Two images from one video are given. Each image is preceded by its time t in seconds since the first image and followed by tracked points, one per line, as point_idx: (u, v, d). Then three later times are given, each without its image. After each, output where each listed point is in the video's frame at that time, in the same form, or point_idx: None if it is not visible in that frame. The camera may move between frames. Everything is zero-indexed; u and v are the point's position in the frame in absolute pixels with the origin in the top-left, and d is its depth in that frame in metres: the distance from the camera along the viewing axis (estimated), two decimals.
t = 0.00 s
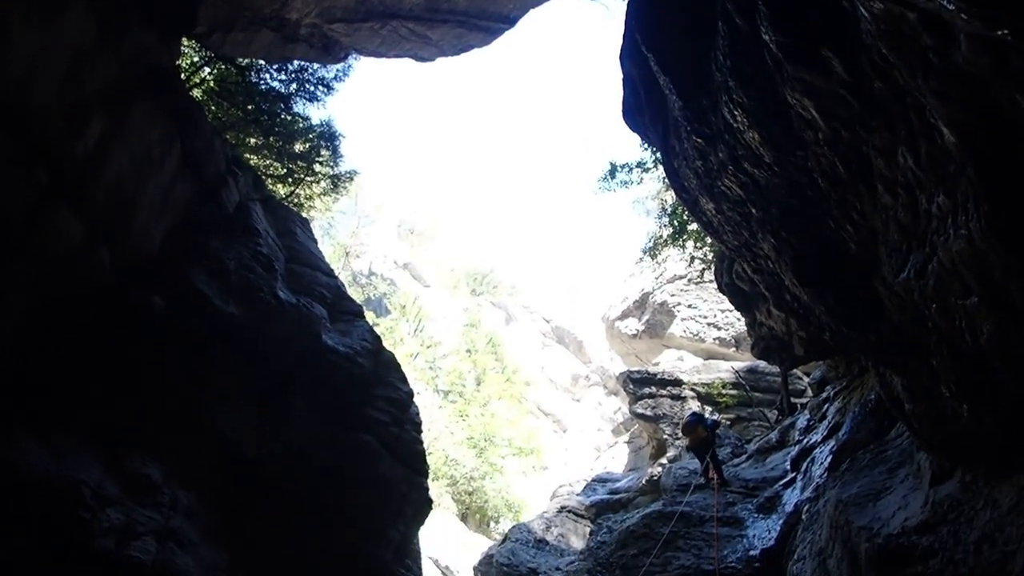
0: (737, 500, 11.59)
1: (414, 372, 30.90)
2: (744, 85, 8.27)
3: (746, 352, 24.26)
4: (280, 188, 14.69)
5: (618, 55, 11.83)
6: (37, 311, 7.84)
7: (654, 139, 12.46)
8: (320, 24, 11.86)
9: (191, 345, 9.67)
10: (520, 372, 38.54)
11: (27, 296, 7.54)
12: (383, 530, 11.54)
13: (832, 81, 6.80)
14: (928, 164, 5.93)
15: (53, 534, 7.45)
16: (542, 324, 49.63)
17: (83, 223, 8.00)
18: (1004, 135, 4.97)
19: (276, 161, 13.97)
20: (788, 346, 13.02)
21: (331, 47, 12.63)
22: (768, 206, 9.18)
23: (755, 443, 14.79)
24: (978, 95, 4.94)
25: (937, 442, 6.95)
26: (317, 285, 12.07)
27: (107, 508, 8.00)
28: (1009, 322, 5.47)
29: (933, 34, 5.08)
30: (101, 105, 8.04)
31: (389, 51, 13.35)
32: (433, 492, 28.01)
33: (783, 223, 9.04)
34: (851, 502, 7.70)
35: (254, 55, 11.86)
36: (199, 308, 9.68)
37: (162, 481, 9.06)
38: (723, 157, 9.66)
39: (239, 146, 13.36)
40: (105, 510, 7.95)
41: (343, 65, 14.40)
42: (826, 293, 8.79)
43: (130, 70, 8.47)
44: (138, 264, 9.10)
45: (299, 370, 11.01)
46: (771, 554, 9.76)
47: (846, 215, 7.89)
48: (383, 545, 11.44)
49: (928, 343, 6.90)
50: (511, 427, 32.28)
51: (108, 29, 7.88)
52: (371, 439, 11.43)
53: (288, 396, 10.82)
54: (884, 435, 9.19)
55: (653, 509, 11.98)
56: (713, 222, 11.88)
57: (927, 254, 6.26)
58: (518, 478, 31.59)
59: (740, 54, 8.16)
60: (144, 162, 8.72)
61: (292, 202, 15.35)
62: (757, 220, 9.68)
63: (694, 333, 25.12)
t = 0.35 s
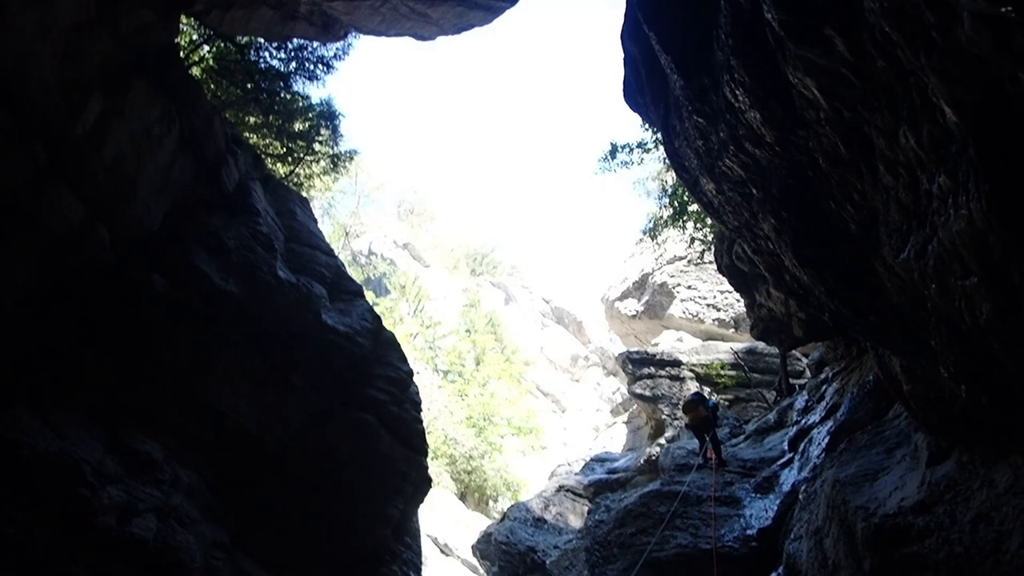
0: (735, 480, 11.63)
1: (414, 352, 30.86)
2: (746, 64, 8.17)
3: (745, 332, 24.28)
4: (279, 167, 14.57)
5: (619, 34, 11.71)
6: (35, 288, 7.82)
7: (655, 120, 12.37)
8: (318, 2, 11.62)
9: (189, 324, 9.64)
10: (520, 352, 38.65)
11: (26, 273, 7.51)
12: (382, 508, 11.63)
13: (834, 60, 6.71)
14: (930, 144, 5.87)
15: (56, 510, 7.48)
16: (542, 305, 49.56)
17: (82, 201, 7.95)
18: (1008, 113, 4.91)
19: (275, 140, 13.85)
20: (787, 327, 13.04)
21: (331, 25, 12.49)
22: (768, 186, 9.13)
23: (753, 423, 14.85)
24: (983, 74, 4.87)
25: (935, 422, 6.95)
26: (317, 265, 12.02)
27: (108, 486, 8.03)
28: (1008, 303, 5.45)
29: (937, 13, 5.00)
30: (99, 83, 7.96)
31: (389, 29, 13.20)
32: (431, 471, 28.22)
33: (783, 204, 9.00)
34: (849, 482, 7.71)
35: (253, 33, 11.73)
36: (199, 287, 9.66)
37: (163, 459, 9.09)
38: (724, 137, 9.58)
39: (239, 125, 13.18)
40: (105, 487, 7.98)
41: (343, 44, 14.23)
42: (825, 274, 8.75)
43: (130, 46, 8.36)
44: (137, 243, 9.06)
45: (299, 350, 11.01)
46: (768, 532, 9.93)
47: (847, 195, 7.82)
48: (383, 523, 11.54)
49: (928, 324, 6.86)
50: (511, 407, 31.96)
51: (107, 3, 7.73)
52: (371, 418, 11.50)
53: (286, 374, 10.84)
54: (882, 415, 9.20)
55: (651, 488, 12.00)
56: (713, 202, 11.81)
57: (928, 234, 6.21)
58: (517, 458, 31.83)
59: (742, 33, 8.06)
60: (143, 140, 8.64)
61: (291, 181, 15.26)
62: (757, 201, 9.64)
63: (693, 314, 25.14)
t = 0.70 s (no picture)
0: (738, 467, 11.65)
1: (417, 340, 30.44)
2: (748, 50, 8.08)
3: (748, 319, 24.25)
4: (281, 155, 14.54)
5: (622, 20, 11.60)
6: (40, 277, 7.82)
7: (657, 106, 12.28)
8: None
9: (190, 314, 9.61)
10: (523, 340, 38.67)
11: (27, 263, 7.50)
12: (386, 495, 11.67)
13: (838, 45, 6.63)
14: (933, 129, 5.81)
15: (60, 499, 7.51)
16: (544, 292, 49.44)
17: (85, 190, 7.92)
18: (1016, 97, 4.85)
19: (277, 128, 13.78)
20: (790, 313, 12.98)
21: (332, 13, 12.38)
22: (772, 172, 9.07)
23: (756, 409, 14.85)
24: (990, 57, 4.81)
25: (938, 408, 6.92)
26: (320, 254, 11.99)
27: (113, 474, 8.06)
28: (1012, 288, 5.41)
29: None
30: (100, 71, 7.90)
31: (390, 17, 13.11)
32: (435, 459, 27.98)
33: (787, 190, 8.96)
34: (851, 469, 7.68)
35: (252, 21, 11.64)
36: (202, 275, 9.65)
37: (167, 448, 9.12)
38: (727, 124, 9.51)
39: (241, 113, 13.13)
40: (110, 476, 8.01)
41: (343, 31, 14.12)
42: (828, 260, 8.69)
43: (131, 34, 8.29)
44: (138, 232, 9.02)
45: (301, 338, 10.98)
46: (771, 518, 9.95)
47: (851, 181, 7.76)
48: (385, 510, 11.66)
49: (931, 310, 6.81)
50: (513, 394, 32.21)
51: None
52: (373, 406, 11.52)
53: (287, 363, 10.83)
54: (885, 401, 9.18)
55: (654, 475, 12.02)
56: (716, 188, 11.74)
57: (932, 220, 6.16)
58: (519, 445, 32.03)
59: (746, 17, 7.96)
60: (145, 128, 8.59)
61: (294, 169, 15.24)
62: (760, 187, 9.58)
63: (697, 301, 25.09)
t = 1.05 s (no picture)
0: (741, 447, 11.69)
1: (421, 323, 30.76)
2: (752, 28, 7.99)
3: (751, 301, 24.23)
4: (283, 138, 14.51)
5: None
6: (43, 263, 7.82)
7: (660, 87, 12.17)
8: None
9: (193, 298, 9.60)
10: (527, 322, 38.69)
11: (31, 248, 7.51)
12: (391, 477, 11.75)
13: (843, 23, 6.54)
14: (938, 108, 5.74)
15: (68, 482, 7.58)
16: (547, 274, 49.32)
17: (87, 175, 7.89)
18: None
19: (279, 111, 13.73)
20: (794, 295, 12.96)
21: None
22: (776, 152, 9.00)
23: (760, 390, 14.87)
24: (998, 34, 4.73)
25: (941, 388, 6.91)
26: (323, 237, 11.95)
27: (119, 459, 8.11)
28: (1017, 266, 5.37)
29: None
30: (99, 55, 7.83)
31: None
32: (440, 441, 27.90)
33: (791, 170, 8.90)
34: (855, 449, 7.68)
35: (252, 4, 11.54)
36: (205, 260, 9.63)
37: (173, 432, 9.16)
38: (730, 104, 9.43)
39: (243, 97, 13.05)
40: (117, 461, 8.06)
41: (345, 13, 14.00)
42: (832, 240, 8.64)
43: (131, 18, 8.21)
44: (140, 217, 9.00)
45: (304, 321, 10.96)
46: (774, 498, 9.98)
47: (855, 161, 7.70)
48: (390, 491, 11.84)
49: (935, 289, 6.77)
50: (517, 376, 32.30)
51: None
52: (378, 389, 11.55)
53: (290, 347, 10.82)
54: (889, 381, 9.17)
55: (658, 456, 12.07)
56: (720, 169, 11.67)
57: (936, 199, 6.12)
58: (524, 427, 32.06)
59: None
60: (146, 112, 8.51)
61: (296, 152, 15.22)
62: (763, 167, 9.52)
63: (700, 283, 25.05)
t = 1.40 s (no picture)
0: (742, 436, 11.69)
1: (422, 312, 30.81)
2: (753, 16, 7.93)
3: (753, 290, 24.23)
4: (284, 127, 14.45)
5: None
6: (43, 252, 7.81)
7: (662, 76, 12.09)
8: None
9: (194, 287, 9.59)
10: (528, 311, 38.70)
11: (32, 237, 7.50)
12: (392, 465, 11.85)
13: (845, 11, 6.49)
14: (940, 96, 5.70)
15: (70, 471, 7.60)
16: (549, 263, 49.19)
17: (88, 164, 7.85)
18: None
19: (280, 100, 13.65)
20: (795, 284, 12.95)
21: None
22: (778, 141, 8.97)
23: (761, 379, 14.87)
24: (1002, 21, 4.69)
25: (942, 376, 6.89)
26: (325, 226, 11.92)
27: (122, 447, 8.14)
28: (1019, 255, 5.35)
29: None
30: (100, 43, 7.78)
31: None
32: (440, 430, 28.13)
33: (793, 158, 8.85)
34: (856, 438, 7.68)
35: None
36: (207, 249, 9.57)
37: (175, 420, 9.18)
38: (732, 92, 9.38)
39: (244, 85, 12.96)
40: (119, 449, 8.08)
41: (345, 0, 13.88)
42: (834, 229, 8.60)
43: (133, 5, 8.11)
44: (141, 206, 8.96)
45: (305, 310, 10.93)
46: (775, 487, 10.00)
47: (857, 150, 7.65)
48: (390, 479, 11.95)
49: (937, 278, 6.74)
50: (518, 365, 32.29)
51: None
52: (379, 378, 11.57)
53: (292, 336, 10.78)
54: (890, 370, 9.17)
55: (659, 445, 12.09)
56: (722, 157, 11.60)
57: (938, 187, 6.08)
58: (525, 416, 32.14)
59: None
60: (147, 100, 8.43)
61: (296, 140, 15.18)
62: (765, 156, 9.48)
63: (701, 272, 25.04)
